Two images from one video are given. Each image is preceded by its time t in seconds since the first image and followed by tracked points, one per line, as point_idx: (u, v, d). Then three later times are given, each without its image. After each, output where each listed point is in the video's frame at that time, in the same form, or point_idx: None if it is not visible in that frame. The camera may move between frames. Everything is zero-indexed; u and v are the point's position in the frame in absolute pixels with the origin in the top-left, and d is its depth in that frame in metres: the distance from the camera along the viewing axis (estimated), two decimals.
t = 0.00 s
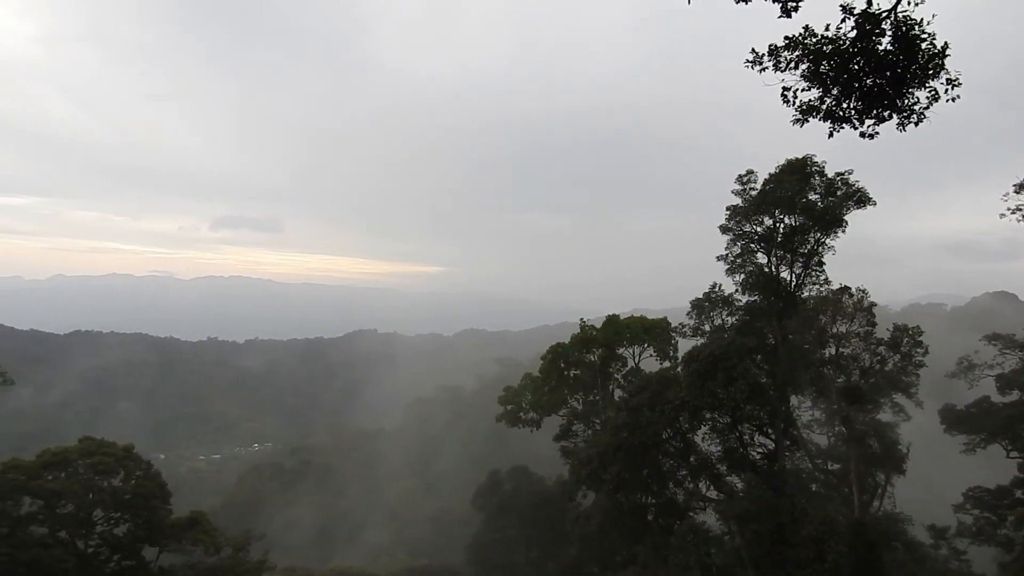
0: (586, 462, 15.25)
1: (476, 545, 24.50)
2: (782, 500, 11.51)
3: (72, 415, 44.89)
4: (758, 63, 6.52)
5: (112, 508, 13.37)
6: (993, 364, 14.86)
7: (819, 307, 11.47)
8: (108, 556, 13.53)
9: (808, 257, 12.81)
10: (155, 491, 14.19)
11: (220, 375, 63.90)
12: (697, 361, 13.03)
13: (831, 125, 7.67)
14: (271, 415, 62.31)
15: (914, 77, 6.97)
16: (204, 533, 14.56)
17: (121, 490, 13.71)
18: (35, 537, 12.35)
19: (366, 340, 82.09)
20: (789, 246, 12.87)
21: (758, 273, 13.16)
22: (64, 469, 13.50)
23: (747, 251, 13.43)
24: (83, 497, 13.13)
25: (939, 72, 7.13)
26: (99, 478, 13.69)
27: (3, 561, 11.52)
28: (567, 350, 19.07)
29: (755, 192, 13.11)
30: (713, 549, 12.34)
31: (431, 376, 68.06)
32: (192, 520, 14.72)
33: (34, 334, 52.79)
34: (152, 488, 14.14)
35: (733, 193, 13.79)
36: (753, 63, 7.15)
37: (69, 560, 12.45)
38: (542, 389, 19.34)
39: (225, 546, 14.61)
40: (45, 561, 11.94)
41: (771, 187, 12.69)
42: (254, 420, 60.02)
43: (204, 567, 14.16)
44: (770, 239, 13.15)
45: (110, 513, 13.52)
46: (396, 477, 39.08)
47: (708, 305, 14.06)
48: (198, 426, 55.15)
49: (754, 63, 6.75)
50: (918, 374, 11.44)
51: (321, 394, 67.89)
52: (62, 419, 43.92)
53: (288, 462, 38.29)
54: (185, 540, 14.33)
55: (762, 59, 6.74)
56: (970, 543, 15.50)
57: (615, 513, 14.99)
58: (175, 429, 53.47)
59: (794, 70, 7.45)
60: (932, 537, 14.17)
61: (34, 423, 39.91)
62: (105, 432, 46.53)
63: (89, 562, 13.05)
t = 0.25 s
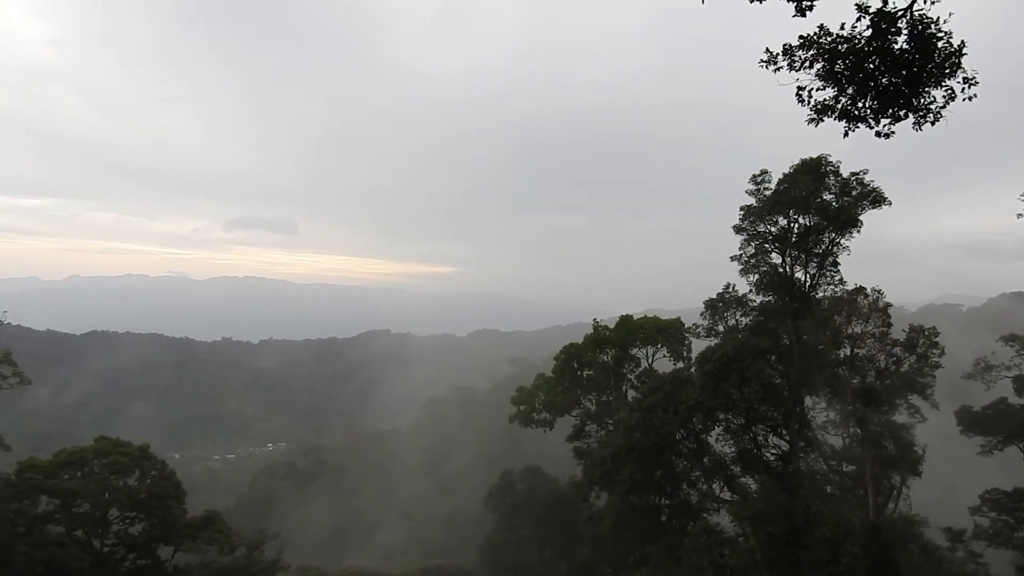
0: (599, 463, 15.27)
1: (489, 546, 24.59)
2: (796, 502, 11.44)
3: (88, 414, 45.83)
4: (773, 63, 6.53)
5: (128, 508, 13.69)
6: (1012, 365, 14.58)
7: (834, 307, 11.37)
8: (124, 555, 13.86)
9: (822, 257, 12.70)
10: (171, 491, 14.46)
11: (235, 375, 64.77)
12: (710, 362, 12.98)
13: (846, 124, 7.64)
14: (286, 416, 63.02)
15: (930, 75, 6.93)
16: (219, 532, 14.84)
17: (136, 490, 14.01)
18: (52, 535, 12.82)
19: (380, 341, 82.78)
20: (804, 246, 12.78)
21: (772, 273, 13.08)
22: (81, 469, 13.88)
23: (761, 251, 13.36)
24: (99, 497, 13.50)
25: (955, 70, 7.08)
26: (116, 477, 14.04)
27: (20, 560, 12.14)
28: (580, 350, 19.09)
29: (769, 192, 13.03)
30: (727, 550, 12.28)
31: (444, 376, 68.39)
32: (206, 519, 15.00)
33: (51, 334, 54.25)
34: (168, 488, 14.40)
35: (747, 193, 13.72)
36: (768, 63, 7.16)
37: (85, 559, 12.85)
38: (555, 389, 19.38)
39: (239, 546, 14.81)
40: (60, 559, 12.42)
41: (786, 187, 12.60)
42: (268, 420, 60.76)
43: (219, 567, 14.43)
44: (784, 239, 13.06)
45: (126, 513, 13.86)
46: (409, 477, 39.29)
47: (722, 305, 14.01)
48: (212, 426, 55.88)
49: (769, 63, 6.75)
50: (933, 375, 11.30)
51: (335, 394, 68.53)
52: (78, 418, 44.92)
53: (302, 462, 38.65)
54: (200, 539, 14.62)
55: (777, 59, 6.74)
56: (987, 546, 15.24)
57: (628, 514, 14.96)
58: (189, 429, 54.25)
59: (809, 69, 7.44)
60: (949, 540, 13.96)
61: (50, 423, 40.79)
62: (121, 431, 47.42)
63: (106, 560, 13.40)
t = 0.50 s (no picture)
0: (614, 463, 15.28)
1: (504, 546, 24.67)
2: (813, 503, 11.34)
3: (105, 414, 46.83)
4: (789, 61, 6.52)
5: (145, 507, 14.01)
6: None
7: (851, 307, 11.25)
8: (141, 553, 14.19)
9: (839, 257, 12.58)
10: (187, 490, 14.74)
11: (252, 375, 65.74)
12: (726, 362, 12.92)
13: (863, 122, 7.61)
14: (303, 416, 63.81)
15: (948, 72, 6.86)
16: (235, 531, 15.13)
17: (154, 489, 14.31)
18: (70, 534, 13.26)
19: (395, 341, 83.41)
20: (820, 246, 12.67)
21: (788, 273, 12.98)
22: (99, 468, 14.26)
23: (776, 250, 13.26)
24: (116, 496, 13.87)
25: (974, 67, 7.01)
26: (133, 476, 14.37)
27: (40, 558, 12.57)
28: (595, 350, 19.07)
29: (785, 191, 12.92)
30: (742, 551, 12.19)
31: (458, 376, 68.69)
32: (223, 519, 15.28)
33: (70, 335, 55.57)
34: (184, 488, 14.67)
35: (763, 192, 13.63)
36: (783, 61, 7.17)
37: (102, 557, 13.26)
38: (570, 389, 19.38)
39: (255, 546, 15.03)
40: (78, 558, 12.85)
41: (801, 186, 12.49)
42: (285, 419, 61.53)
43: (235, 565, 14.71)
44: (800, 238, 12.95)
45: (143, 512, 14.18)
46: (424, 477, 39.53)
47: (737, 305, 13.94)
48: (229, 426, 56.66)
49: (785, 61, 6.75)
50: (952, 376, 11.13)
51: (351, 394, 69.20)
52: (95, 417, 46.12)
53: (318, 462, 39.05)
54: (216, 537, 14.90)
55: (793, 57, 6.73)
56: (1009, 549, 14.96)
57: (643, 514, 14.94)
58: (206, 429, 55.15)
59: (824, 67, 7.42)
60: (968, 542, 13.72)
61: (65, 423, 41.88)
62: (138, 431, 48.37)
63: (123, 558, 13.76)
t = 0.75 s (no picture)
0: (628, 463, 15.29)
1: (518, 546, 24.79)
2: (829, 503, 11.25)
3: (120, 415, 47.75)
4: (804, 59, 6.53)
5: (162, 506, 14.33)
6: None
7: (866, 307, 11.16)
8: (157, 552, 14.52)
9: (854, 256, 12.50)
10: (202, 490, 15.04)
11: (267, 375, 66.62)
12: (740, 362, 12.87)
13: (879, 121, 7.58)
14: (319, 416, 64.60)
15: (965, 69, 6.82)
16: (250, 531, 15.44)
17: (169, 488, 14.65)
18: (88, 533, 13.56)
19: (409, 341, 83.94)
20: (835, 245, 12.58)
21: (803, 272, 12.91)
22: (116, 467, 14.59)
23: (791, 250, 13.17)
24: (133, 495, 14.18)
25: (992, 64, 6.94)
26: (150, 476, 14.70)
27: (58, 557, 12.86)
28: (608, 350, 19.07)
29: (800, 190, 12.85)
30: (757, 552, 12.11)
31: (472, 376, 68.96)
32: (238, 519, 15.59)
33: (88, 336, 56.64)
34: (200, 488, 15.04)
35: (777, 192, 13.56)
36: (798, 60, 7.17)
37: (119, 555, 13.57)
38: (583, 389, 19.39)
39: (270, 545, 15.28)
40: (95, 557, 13.14)
41: (816, 185, 12.41)
42: (300, 419, 62.24)
43: (251, 564, 15.00)
44: (815, 238, 12.85)
45: (160, 511, 14.48)
46: (438, 477, 39.72)
47: (751, 305, 13.89)
48: (244, 426, 57.42)
49: (799, 60, 6.75)
50: (970, 376, 10.99)
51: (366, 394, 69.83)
52: (111, 417, 47.38)
53: (333, 463, 39.49)
54: (232, 537, 15.20)
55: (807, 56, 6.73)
56: None
57: (657, 514, 14.93)
58: (221, 429, 55.98)
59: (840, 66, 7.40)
60: (987, 543, 13.52)
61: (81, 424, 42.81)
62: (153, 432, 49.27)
63: (140, 557, 14.12)
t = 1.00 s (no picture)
0: (642, 464, 15.25)
1: (533, 548, 24.79)
2: (845, 505, 11.13)
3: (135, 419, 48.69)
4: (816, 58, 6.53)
5: (176, 508, 14.53)
6: None
7: (881, 307, 11.13)
8: (173, 553, 14.80)
9: (869, 256, 12.39)
10: (217, 491, 15.30)
11: (283, 377, 67.39)
12: (755, 363, 12.82)
13: (893, 119, 7.54)
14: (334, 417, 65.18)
15: (982, 66, 6.76)
16: (264, 532, 15.67)
17: (185, 489, 14.86)
18: (105, 534, 13.83)
19: (422, 342, 84.38)
20: (850, 245, 12.48)
21: (817, 272, 12.82)
22: (132, 469, 14.93)
23: (806, 249, 13.08)
24: (149, 496, 14.42)
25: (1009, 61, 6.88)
26: (166, 477, 14.98)
27: (76, 557, 13.12)
28: (622, 351, 19.03)
29: (814, 189, 12.76)
30: (773, 554, 11.97)
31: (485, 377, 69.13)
32: (253, 521, 15.84)
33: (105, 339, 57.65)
34: (215, 489, 15.31)
35: (790, 192, 13.48)
36: (811, 58, 7.16)
37: (135, 557, 13.69)
38: (597, 390, 19.37)
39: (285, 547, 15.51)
40: (112, 558, 13.30)
41: (830, 184, 12.31)
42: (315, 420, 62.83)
43: (266, 565, 15.22)
44: (830, 237, 12.75)
45: (176, 512, 14.74)
46: (452, 478, 39.83)
47: (766, 305, 13.81)
48: (259, 428, 58.11)
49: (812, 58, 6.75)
50: (987, 376, 10.91)
51: (380, 396, 70.30)
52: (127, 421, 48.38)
53: (349, 465, 39.83)
54: (247, 537, 15.43)
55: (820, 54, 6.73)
56: None
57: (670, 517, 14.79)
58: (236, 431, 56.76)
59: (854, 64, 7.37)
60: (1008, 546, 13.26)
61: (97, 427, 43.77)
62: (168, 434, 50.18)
63: (157, 557, 14.42)
